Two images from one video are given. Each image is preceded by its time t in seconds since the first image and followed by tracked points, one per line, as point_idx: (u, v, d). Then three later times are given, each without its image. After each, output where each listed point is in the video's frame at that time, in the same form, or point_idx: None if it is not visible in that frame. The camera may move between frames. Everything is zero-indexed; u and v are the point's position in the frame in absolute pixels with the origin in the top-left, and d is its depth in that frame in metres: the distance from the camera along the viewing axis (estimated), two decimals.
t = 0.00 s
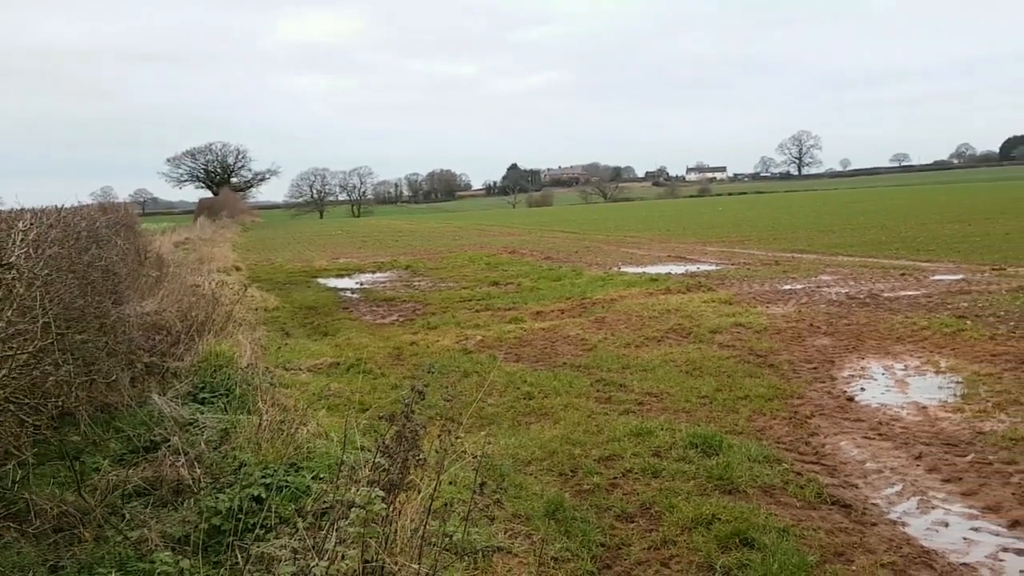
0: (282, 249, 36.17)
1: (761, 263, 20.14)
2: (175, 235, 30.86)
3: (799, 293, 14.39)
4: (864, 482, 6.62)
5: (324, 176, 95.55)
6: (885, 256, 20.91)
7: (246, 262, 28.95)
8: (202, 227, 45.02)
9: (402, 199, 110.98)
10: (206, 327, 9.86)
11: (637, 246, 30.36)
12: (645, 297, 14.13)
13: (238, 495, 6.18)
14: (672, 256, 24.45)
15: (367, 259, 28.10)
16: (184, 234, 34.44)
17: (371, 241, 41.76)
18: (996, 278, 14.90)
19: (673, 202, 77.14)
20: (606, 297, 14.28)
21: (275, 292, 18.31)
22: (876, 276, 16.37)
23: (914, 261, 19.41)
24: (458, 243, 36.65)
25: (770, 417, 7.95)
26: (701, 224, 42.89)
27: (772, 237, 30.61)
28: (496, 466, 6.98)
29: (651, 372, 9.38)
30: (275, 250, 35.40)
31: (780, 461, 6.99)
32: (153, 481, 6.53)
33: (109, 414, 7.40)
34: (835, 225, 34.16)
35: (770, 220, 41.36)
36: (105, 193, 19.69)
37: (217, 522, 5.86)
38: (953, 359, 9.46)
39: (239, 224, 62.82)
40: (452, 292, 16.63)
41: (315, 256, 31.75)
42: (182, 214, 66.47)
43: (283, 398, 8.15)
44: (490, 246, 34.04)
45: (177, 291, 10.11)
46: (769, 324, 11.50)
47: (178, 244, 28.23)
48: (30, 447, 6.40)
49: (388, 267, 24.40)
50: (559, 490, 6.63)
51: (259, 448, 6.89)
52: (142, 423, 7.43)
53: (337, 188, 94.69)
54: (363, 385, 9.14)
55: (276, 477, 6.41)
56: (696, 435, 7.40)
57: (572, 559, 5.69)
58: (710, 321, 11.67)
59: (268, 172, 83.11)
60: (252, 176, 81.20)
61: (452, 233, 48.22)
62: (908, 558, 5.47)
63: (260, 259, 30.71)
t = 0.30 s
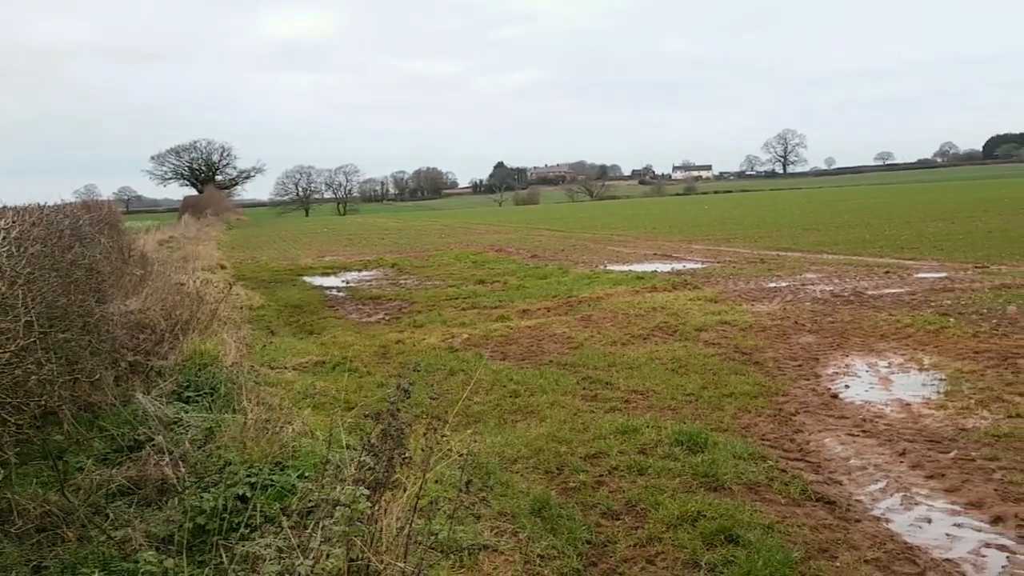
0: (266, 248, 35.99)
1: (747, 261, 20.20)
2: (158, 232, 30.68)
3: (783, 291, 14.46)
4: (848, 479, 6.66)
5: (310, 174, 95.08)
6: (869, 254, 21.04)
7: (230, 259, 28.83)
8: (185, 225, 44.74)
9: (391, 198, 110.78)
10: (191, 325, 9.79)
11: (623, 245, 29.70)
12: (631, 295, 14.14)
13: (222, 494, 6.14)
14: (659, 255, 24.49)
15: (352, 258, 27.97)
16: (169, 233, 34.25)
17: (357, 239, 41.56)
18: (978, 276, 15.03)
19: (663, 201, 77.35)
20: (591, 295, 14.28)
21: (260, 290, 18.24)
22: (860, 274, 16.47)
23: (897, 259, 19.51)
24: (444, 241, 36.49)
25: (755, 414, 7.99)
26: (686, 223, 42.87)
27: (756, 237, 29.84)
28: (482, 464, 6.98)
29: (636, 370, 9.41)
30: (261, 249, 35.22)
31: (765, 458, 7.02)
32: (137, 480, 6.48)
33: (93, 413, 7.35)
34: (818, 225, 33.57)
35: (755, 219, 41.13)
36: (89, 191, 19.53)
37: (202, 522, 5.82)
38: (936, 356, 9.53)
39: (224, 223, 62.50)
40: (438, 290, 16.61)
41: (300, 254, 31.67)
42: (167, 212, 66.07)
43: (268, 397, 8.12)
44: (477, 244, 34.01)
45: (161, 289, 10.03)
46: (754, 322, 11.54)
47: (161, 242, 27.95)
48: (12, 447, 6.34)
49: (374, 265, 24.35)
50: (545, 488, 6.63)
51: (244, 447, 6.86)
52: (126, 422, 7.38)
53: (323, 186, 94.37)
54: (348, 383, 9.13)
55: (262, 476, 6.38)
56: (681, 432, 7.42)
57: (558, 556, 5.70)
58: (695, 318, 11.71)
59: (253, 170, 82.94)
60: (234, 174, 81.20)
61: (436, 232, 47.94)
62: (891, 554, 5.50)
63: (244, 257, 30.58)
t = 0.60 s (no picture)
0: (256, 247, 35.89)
1: (738, 260, 20.25)
2: (148, 232, 30.58)
3: (774, 289, 14.50)
4: (838, 477, 6.68)
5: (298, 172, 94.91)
6: (859, 253, 21.11)
7: (221, 258, 28.74)
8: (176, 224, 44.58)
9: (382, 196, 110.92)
10: (181, 324, 9.76)
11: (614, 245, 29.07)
12: (622, 294, 14.14)
13: (212, 494, 6.12)
14: (649, 254, 24.53)
15: (343, 257, 27.89)
16: (159, 232, 34.13)
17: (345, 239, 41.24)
18: (967, 274, 15.10)
19: (656, 200, 77.47)
20: (582, 294, 14.28)
21: (251, 289, 18.19)
22: (850, 272, 16.53)
23: (888, 258, 19.58)
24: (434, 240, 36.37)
25: (746, 412, 8.01)
26: (678, 221, 42.84)
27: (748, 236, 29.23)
28: (473, 462, 6.98)
29: (627, 368, 9.42)
30: (251, 248, 35.10)
31: (755, 456, 7.04)
32: (126, 480, 6.45)
33: (82, 413, 7.31)
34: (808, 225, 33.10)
35: (746, 218, 41.10)
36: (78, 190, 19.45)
37: (191, 521, 5.79)
38: (926, 354, 9.56)
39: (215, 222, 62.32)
40: (430, 288, 16.62)
41: (291, 253, 31.62)
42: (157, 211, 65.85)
43: (258, 396, 8.11)
44: (468, 242, 34.00)
45: (151, 288, 9.98)
46: (745, 321, 11.57)
47: (151, 241, 27.80)
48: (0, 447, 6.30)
49: (365, 264, 24.31)
50: (536, 487, 6.63)
51: (234, 447, 6.85)
52: (115, 422, 7.35)
53: (314, 184, 94.06)
54: (339, 383, 9.12)
55: (251, 475, 6.36)
56: (672, 431, 7.43)
57: (549, 555, 5.70)
58: (686, 317, 11.73)
59: (241, 167, 82.61)
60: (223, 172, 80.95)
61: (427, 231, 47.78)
62: (881, 552, 5.52)
63: (235, 256, 30.50)
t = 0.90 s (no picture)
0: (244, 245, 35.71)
1: (725, 258, 20.32)
2: (133, 230, 30.40)
3: (761, 287, 14.56)
4: (824, 473, 6.71)
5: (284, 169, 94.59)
6: (846, 251, 21.21)
7: (207, 257, 28.60)
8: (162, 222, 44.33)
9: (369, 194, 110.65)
10: (166, 323, 9.70)
11: (601, 243, 29.07)
12: (610, 292, 14.16)
13: (198, 494, 6.08)
14: (637, 252, 24.58)
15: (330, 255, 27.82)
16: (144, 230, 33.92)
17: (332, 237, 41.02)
18: (952, 272, 15.20)
19: (647, 198, 77.64)
20: (570, 292, 14.29)
21: (238, 288, 18.10)
22: (836, 270, 16.62)
23: (874, 256, 19.69)
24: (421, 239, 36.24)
25: (732, 410, 8.03)
26: (665, 219, 42.89)
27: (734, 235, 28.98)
28: (460, 461, 6.97)
29: (615, 366, 9.44)
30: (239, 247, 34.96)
31: (742, 453, 7.06)
32: (112, 480, 6.41)
33: (67, 413, 7.26)
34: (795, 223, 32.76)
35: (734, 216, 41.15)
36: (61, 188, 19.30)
37: (177, 521, 5.75)
38: (911, 352, 9.62)
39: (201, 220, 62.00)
40: (417, 287, 16.60)
41: (278, 251, 31.49)
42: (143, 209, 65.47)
43: (244, 395, 8.09)
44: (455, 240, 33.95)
45: (136, 287, 9.90)
46: (732, 318, 11.61)
47: (136, 239, 27.63)
48: None
49: (352, 262, 24.24)
50: (523, 485, 6.64)
51: (220, 446, 6.82)
52: (100, 421, 7.30)
53: (302, 182, 93.81)
54: (327, 382, 9.10)
55: (237, 475, 6.33)
56: (659, 428, 7.45)
57: (536, 553, 5.70)
58: (673, 315, 11.76)
59: (227, 166, 82.24)
60: (210, 171, 80.55)
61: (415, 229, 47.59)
62: (866, 548, 5.55)
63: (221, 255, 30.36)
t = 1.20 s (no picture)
0: (229, 244, 35.52)
1: (710, 255, 20.40)
2: (117, 228, 30.25)
3: (746, 284, 14.62)
4: (808, 470, 6.75)
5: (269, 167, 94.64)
6: (830, 248, 21.33)
7: (191, 255, 28.46)
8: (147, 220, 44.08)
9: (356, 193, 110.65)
10: (150, 322, 9.64)
11: (588, 241, 29.15)
12: (596, 290, 14.18)
13: (182, 493, 6.05)
14: (623, 249, 24.62)
15: (316, 254, 27.68)
16: (128, 228, 33.69)
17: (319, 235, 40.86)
18: (935, 269, 15.32)
19: (636, 196, 77.77)
20: (556, 290, 14.30)
21: (223, 286, 18.02)
22: (821, 268, 16.72)
23: (858, 253, 19.82)
24: (407, 237, 36.14)
25: (718, 407, 8.06)
26: (652, 217, 42.97)
27: (721, 233, 29.18)
28: (446, 459, 6.97)
29: (601, 364, 9.46)
30: (223, 245, 34.70)
31: (727, 450, 7.09)
32: (95, 479, 6.36)
33: (49, 412, 7.20)
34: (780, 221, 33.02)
35: (721, 214, 41.26)
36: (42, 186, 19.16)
37: (161, 521, 5.72)
38: (894, 349, 9.69)
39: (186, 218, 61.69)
40: (403, 285, 16.57)
41: (264, 249, 31.38)
42: (127, 207, 65.07)
43: (229, 394, 8.05)
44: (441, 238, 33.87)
45: (119, 286, 9.83)
46: (717, 316, 11.66)
47: (119, 236, 27.41)
48: None
49: (338, 260, 24.20)
50: (508, 483, 6.64)
51: (204, 444, 6.79)
52: (83, 421, 7.25)
53: (286, 180, 93.58)
54: (312, 381, 9.08)
55: (222, 474, 6.30)
56: (644, 426, 7.47)
57: (522, 551, 5.70)
58: (659, 313, 11.79)
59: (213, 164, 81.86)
60: (195, 168, 80.15)
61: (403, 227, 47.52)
62: (850, 544, 5.58)
63: (206, 253, 30.23)
